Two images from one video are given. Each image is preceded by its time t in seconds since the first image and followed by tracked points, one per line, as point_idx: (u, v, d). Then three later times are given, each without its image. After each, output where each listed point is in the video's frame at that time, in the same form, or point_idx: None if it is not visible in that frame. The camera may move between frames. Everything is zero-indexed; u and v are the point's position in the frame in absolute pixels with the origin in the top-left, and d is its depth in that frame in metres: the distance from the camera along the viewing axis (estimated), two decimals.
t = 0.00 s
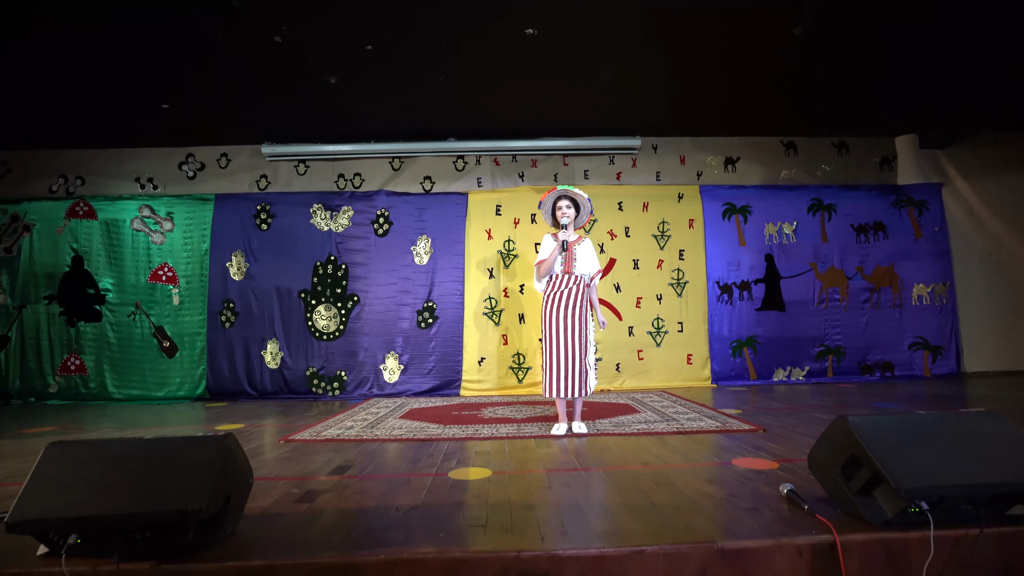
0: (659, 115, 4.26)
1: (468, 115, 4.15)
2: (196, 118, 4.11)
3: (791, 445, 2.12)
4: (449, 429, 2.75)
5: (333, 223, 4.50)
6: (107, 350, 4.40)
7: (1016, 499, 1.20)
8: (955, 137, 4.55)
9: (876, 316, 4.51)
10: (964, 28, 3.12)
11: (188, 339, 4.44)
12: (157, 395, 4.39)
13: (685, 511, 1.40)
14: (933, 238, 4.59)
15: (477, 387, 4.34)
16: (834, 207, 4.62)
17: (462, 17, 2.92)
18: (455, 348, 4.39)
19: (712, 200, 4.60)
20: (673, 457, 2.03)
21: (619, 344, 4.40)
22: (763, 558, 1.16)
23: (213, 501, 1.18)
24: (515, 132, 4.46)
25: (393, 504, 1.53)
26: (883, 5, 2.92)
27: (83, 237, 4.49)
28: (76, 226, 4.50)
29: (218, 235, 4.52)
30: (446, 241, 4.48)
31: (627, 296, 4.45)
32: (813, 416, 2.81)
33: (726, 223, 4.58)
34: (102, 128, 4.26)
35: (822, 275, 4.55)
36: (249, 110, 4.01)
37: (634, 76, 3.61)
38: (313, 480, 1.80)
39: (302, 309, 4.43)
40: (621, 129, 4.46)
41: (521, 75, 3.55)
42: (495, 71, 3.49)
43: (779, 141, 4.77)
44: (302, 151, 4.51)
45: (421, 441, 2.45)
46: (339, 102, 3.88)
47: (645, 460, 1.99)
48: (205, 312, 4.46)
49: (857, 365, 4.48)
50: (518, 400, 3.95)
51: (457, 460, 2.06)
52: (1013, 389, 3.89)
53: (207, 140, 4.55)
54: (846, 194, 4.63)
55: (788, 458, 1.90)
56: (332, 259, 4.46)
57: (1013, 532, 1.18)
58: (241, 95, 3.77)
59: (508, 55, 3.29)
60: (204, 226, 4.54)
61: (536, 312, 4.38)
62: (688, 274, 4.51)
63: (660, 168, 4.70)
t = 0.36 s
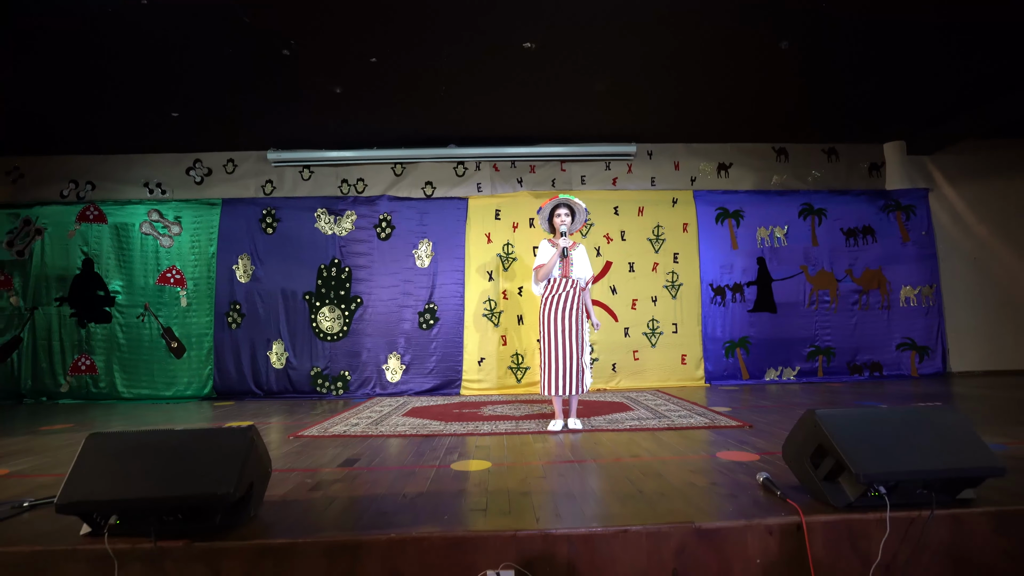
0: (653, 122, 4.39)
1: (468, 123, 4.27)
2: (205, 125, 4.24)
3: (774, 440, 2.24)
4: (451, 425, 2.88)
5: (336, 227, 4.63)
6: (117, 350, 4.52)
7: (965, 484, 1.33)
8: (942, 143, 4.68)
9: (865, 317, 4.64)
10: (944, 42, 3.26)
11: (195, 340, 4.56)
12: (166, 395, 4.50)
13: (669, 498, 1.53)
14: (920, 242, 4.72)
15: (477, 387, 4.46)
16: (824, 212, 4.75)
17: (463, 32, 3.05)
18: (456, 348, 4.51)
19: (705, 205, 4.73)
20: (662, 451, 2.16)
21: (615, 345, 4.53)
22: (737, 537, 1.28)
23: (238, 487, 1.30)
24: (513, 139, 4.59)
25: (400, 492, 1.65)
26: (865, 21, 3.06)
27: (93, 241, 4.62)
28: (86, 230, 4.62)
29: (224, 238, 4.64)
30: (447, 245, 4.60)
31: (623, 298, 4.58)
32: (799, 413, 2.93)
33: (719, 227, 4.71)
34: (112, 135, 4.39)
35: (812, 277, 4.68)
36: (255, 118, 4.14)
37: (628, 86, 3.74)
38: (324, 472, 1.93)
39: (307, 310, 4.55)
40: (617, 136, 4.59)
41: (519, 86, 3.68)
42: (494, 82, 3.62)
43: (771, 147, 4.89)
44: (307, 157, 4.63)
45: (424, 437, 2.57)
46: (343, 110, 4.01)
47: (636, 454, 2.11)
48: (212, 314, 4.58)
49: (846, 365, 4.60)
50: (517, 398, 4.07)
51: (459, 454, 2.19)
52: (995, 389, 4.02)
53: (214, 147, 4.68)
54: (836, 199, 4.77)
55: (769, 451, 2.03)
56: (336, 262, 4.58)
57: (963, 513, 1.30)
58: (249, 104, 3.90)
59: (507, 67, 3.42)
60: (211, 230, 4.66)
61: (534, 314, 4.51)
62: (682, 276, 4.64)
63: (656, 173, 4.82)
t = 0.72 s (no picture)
0: (650, 128, 4.50)
1: (469, 128, 4.38)
2: (213, 130, 4.35)
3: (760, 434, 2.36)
4: (453, 421, 3.00)
5: (341, 229, 4.74)
6: (126, 350, 4.63)
7: (929, 471, 1.45)
8: (930, 149, 4.80)
9: (856, 318, 4.76)
10: (923, 57, 3.41)
11: (203, 340, 4.67)
12: (174, 393, 4.61)
13: (658, 486, 1.64)
14: (910, 244, 4.84)
15: (477, 385, 4.58)
16: (817, 215, 4.87)
17: (466, 43, 3.16)
18: (457, 348, 4.62)
19: (701, 208, 4.85)
20: (655, 445, 2.27)
21: (612, 345, 4.65)
22: (719, 520, 1.40)
23: (262, 474, 1.41)
24: (514, 144, 4.71)
25: (408, 481, 1.77)
26: (854, 32, 3.17)
27: (103, 243, 4.73)
28: (97, 233, 4.74)
29: (231, 240, 4.76)
30: (448, 247, 4.72)
31: (620, 299, 4.70)
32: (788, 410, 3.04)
33: (714, 230, 4.82)
34: (123, 140, 4.50)
35: (805, 279, 4.79)
36: (262, 124, 4.25)
37: (625, 94, 3.86)
38: (335, 464, 2.04)
39: (311, 311, 4.66)
40: (614, 141, 4.71)
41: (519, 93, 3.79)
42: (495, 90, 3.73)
43: (764, 152, 5.01)
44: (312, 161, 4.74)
45: (428, 432, 2.69)
46: (348, 117, 4.11)
47: (629, 447, 2.23)
48: (219, 314, 4.69)
49: (838, 365, 4.72)
50: (517, 396, 4.18)
51: (461, 447, 2.30)
52: (981, 387, 4.15)
53: (221, 151, 4.79)
54: (828, 203, 4.89)
55: (755, 444, 2.15)
56: (340, 263, 4.70)
57: (926, 498, 1.42)
58: (257, 111, 4.01)
59: (507, 75, 3.53)
60: (218, 232, 4.77)
61: (533, 315, 4.62)
62: (678, 278, 4.76)
63: (652, 178, 4.92)
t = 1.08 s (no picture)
0: (647, 132, 4.61)
1: (471, 134, 4.49)
2: (221, 135, 4.46)
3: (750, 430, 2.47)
4: (456, 418, 3.10)
5: (345, 232, 4.85)
6: (135, 350, 4.74)
7: (902, 462, 1.55)
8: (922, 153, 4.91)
9: (849, 318, 4.86)
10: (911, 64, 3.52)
11: (210, 340, 4.78)
12: (182, 392, 4.72)
13: (650, 476, 1.75)
14: (901, 246, 4.95)
15: (479, 384, 4.69)
16: (811, 217, 4.97)
17: (468, 52, 3.26)
18: (459, 348, 4.73)
19: (697, 211, 4.95)
20: (649, 440, 2.38)
21: (611, 345, 4.75)
22: (705, 507, 1.50)
23: (281, 464, 1.52)
24: (514, 148, 4.82)
25: (415, 472, 1.88)
26: (839, 45, 3.30)
27: (113, 245, 4.84)
28: (106, 235, 4.85)
29: (238, 243, 4.86)
30: (450, 249, 4.82)
31: (618, 300, 4.80)
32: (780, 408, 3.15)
33: (710, 232, 4.93)
34: (133, 145, 4.61)
35: (799, 280, 4.90)
36: (269, 129, 4.36)
37: (623, 101, 3.96)
38: (345, 458, 2.15)
39: (316, 312, 4.77)
40: (612, 145, 4.81)
41: (520, 101, 3.90)
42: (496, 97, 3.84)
43: (759, 156, 5.11)
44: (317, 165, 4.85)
45: (432, 428, 2.79)
46: (353, 122, 4.22)
47: (625, 442, 2.34)
48: (226, 315, 4.80)
49: (832, 364, 4.82)
50: (518, 395, 4.29)
51: (464, 442, 2.41)
52: (970, 386, 4.25)
53: (228, 156, 4.90)
54: (822, 205, 4.99)
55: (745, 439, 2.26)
56: (344, 265, 4.80)
57: (898, 486, 1.52)
58: (264, 118, 4.12)
59: (508, 82, 3.63)
60: (225, 235, 4.88)
61: (533, 316, 4.73)
62: (675, 279, 4.86)
63: (649, 181, 5.04)
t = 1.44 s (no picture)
0: (643, 138, 4.71)
1: (471, 139, 4.60)
2: (227, 142, 4.57)
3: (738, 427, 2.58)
4: (456, 417, 3.21)
5: (347, 235, 4.96)
6: (143, 350, 4.85)
7: (870, 456, 1.66)
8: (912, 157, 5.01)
9: (841, 319, 4.96)
10: (898, 73, 3.62)
11: (216, 341, 4.89)
12: (189, 392, 4.83)
13: (637, 470, 1.86)
14: (892, 248, 5.05)
15: (478, 384, 4.80)
16: (803, 220, 5.08)
17: (467, 63, 3.37)
18: (459, 348, 4.84)
19: (692, 214, 5.06)
20: (640, 437, 2.49)
21: (607, 345, 4.86)
22: (687, 497, 1.61)
23: (292, 457, 1.63)
24: (513, 153, 4.92)
25: (416, 467, 1.99)
26: (827, 55, 3.40)
27: (121, 248, 4.96)
28: (115, 239, 4.97)
29: (243, 246, 4.98)
30: (450, 252, 4.93)
31: (614, 301, 4.91)
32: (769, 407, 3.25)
33: (705, 234, 5.03)
34: (140, 151, 4.73)
35: (792, 281, 5.00)
36: (273, 136, 4.47)
37: (618, 108, 4.07)
38: (350, 454, 2.26)
39: (320, 313, 4.88)
40: (609, 150, 4.92)
41: (517, 108, 4.01)
42: (494, 105, 3.95)
43: (753, 160, 5.22)
44: (320, 170, 4.96)
45: (433, 426, 2.90)
46: (355, 129, 4.33)
47: (617, 440, 2.45)
48: (232, 317, 4.91)
49: (824, 364, 4.92)
50: (516, 394, 4.40)
51: (463, 439, 2.52)
52: (957, 385, 4.35)
53: (233, 161, 5.02)
54: (815, 208, 5.09)
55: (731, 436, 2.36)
56: (347, 268, 4.92)
57: (868, 479, 1.63)
58: (268, 125, 4.24)
59: (506, 92, 3.75)
60: (230, 238, 5.00)
61: (532, 317, 4.83)
62: (670, 281, 4.97)
63: (645, 185, 5.14)
